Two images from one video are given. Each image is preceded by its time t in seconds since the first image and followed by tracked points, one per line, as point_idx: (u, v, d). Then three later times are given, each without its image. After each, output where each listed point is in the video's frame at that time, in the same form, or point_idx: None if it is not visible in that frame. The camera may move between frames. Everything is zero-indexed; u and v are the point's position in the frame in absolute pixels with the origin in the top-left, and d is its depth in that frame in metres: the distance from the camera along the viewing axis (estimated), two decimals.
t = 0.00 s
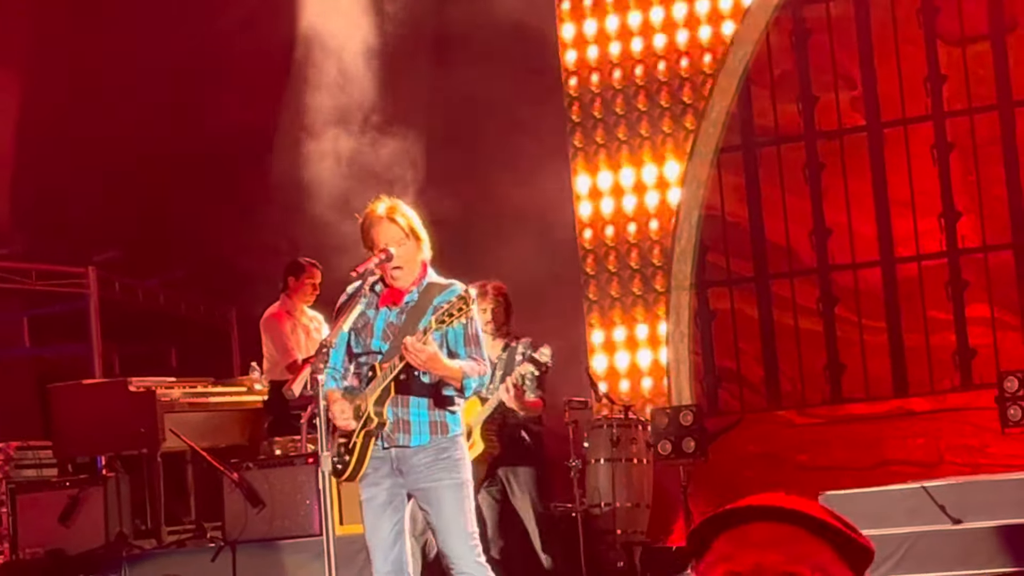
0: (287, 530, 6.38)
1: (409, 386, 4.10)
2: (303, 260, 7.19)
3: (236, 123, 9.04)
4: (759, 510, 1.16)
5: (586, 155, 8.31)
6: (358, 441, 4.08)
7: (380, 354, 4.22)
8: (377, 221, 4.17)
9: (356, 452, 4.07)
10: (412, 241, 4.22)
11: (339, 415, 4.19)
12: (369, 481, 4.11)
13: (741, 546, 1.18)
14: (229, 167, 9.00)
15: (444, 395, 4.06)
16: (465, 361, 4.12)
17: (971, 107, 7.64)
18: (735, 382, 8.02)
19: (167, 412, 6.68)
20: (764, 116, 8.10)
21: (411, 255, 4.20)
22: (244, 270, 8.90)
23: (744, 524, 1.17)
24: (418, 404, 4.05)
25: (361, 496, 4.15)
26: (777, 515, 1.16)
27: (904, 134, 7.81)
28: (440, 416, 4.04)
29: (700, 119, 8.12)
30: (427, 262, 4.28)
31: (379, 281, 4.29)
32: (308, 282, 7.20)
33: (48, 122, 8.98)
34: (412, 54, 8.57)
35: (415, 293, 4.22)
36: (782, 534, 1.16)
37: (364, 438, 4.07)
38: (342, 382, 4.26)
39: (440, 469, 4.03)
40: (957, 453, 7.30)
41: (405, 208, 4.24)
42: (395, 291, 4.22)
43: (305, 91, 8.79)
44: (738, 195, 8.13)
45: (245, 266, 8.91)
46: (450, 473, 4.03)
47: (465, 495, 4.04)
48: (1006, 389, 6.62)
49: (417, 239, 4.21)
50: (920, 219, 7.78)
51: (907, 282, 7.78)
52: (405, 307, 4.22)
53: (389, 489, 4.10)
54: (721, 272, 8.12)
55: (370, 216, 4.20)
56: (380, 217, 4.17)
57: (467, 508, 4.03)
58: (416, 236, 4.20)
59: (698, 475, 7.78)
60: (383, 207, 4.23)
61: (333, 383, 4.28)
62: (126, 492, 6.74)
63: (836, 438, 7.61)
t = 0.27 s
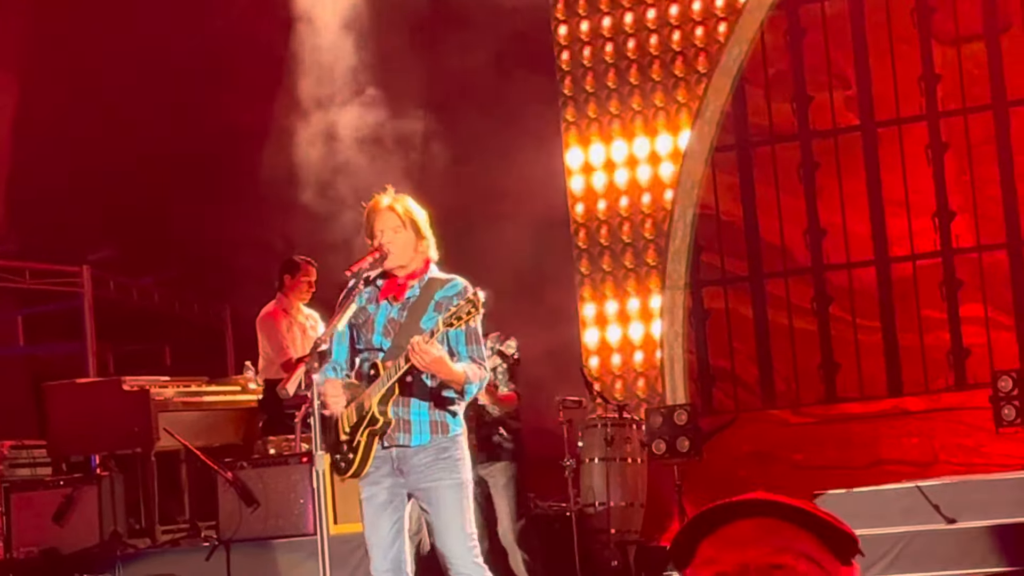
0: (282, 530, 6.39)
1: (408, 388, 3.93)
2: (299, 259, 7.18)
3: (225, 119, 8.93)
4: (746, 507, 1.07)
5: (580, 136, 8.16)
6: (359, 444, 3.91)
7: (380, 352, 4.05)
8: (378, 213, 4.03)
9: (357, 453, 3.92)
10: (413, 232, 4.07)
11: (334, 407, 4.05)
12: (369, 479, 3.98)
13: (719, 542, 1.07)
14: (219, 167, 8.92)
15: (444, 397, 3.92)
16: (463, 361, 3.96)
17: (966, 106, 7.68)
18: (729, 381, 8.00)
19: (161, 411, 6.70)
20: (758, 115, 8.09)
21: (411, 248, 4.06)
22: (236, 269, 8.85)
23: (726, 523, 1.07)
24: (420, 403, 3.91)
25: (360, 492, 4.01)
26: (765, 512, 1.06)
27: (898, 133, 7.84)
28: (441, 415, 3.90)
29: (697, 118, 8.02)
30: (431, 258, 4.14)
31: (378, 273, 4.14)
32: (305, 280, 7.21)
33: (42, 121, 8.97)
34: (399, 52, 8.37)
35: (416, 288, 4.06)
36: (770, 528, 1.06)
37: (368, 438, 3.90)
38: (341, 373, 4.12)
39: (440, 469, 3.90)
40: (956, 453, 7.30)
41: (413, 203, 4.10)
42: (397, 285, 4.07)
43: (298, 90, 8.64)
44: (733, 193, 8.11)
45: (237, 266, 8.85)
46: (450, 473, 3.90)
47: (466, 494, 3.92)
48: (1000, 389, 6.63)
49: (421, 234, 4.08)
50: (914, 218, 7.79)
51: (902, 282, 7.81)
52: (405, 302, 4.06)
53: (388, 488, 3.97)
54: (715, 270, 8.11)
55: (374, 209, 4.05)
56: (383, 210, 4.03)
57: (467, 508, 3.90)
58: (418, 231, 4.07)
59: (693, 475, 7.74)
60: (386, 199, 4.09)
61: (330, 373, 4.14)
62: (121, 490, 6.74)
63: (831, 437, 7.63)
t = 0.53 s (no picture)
0: (277, 529, 6.39)
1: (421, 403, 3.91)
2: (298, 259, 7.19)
3: (219, 118, 8.90)
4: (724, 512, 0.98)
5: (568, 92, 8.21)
6: (369, 446, 3.90)
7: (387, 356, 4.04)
8: (378, 211, 4.10)
9: (366, 457, 3.91)
10: (407, 226, 4.07)
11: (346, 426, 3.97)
12: (377, 478, 3.99)
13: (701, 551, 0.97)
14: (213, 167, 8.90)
15: (450, 403, 3.91)
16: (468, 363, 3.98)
17: (960, 106, 7.67)
18: (724, 381, 8.01)
19: (155, 410, 6.71)
20: (753, 114, 8.10)
21: (407, 244, 4.08)
22: (225, 267, 8.76)
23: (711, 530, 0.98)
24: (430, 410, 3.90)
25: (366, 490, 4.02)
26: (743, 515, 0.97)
27: (894, 134, 7.81)
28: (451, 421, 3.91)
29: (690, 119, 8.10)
30: (434, 253, 4.15)
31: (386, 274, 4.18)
32: (302, 281, 7.22)
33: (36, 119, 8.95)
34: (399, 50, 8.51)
35: (420, 288, 4.07)
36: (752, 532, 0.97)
37: (376, 443, 3.90)
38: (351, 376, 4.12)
39: (448, 474, 3.91)
40: (946, 452, 7.37)
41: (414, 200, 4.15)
42: (400, 286, 4.08)
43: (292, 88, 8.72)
44: (727, 193, 8.13)
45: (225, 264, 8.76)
46: (459, 478, 3.91)
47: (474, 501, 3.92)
48: (995, 388, 6.63)
49: (416, 228, 4.09)
50: (909, 218, 7.78)
51: (897, 281, 7.78)
52: (409, 303, 4.06)
53: (394, 488, 3.98)
54: (710, 270, 8.14)
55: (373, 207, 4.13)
56: (381, 207, 4.09)
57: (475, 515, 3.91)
58: (412, 225, 4.08)
59: (687, 474, 7.76)
60: (388, 198, 4.14)
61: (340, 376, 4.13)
62: (115, 491, 6.72)
63: (825, 437, 7.65)
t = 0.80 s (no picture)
0: (273, 528, 6.39)
1: (412, 406, 3.91)
2: (296, 258, 7.16)
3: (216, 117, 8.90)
4: (702, 515, 1.32)
5: (565, 65, 8.25)
6: (367, 446, 3.92)
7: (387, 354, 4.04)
8: (377, 209, 4.09)
9: (365, 456, 3.92)
10: (404, 224, 4.04)
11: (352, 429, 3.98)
12: (378, 477, 3.98)
13: (685, 547, 1.31)
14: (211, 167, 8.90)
15: (444, 404, 3.89)
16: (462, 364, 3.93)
17: (958, 106, 7.68)
18: (721, 380, 8.03)
19: (152, 409, 6.69)
20: (750, 113, 8.07)
21: (404, 242, 4.05)
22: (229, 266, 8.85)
23: (691, 528, 1.32)
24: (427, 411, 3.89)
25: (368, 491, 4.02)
26: (718, 515, 1.32)
27: (890, 133, 7.81)
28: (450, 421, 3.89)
29: (688, 118, 8.06)
30: (437, 249, 4.10)
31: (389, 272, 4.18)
32: (301, 282, 7.17)
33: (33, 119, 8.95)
34: (395, 48, 8.51)
35: (420, 287, 4.06)
36: (730, 528, 1.32)
37: (373, 444, 3.91)
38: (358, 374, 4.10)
39: (446, 473, 3.87)
40: (942, 450, 7.39)
41: (418, 196, 4.11)
42: (401, 283, 4.07)
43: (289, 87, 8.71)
44: (724, 192, 8.09)
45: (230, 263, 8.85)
46: (457, 477, 3.87)
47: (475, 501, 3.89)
48: (991, 387, 6.65)
49: (414, 225, 4.05)
50: (906, 217, 7.78)
51: (893, 281, 7.78)
52: (410, 301, 4.04)
53: (395, 487, 3.96)
54: (707, 269, 8.11)
55: (373, 207, 4.11)
56: (380, 205, 4.09)
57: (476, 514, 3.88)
58: (411, 223, 4.04)
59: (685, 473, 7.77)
60: (391, 195, 4.13)
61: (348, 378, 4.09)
62: (113, 491, 6.74)
63: (822, 436, 7.65)
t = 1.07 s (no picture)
0: (272, 528, 6.40)
1: (404, 408, 3.90)
2: (292, 257, 7.19)
3: (214, 116, 8.88)
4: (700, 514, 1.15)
5: (558, 14, 8.34)
6: (362, 445, 3.92)
7: (383, 350, 4.03)
8: (377, 208, 4.08)
9: (361, 454, 3.92)
10: (402, 224, 4.03)
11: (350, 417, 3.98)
12: (374, 474, 3.98)
13: (679, 551, 1.13)
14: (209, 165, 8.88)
15: (431, 405, 3.89)
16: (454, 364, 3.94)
17: (956, 106, 7.68)
18: (720, 380, 8.03)
19: (151, 409, 6.69)
20: (749, 114, 8.08)
21: (403, 241, 4.04)
22: (227, 267, 8.83)
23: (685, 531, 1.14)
24: (422, 410, 3.89)
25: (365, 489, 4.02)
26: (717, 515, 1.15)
27: (889, 133, 7.80)
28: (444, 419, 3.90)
29: (687, 117, 8.11)
30: (437, 246, 4.09)
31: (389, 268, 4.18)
32: (299, 281, 7.21)
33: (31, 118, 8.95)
34: (393, 47, 8.48)
35: (419, 286, 4.05)
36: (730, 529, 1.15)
37: (369, 442, 3.91)
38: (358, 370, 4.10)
39: (442, 473, 3.88)
40: (940, 451, 7.40)
41: (417, 194, 4.10)
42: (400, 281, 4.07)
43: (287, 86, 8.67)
44: (723, 193, 8.09)
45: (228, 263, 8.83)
46: (454, 477, 3.88)
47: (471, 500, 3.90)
48: (990, 387, 6.65)
49: (413, 223, 4.04)
50: (904, 217, 7.77)
51: (892, 281, 7.78)
52: (407, 299, 4.04)
53: (392, 484, 3.97)
54: (706, 269, 8.11)
55: (371, 206, 4.10)
56: (379, 203, 4.08)
57: (473, 513, 3.89)
58: (409, 222, 4.03)
59: (683, 474, 7.76)
60: (390, 193, 4.12)
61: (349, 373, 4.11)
62: (111, 491, 6.71)
63: (821, 436, 7.65)
